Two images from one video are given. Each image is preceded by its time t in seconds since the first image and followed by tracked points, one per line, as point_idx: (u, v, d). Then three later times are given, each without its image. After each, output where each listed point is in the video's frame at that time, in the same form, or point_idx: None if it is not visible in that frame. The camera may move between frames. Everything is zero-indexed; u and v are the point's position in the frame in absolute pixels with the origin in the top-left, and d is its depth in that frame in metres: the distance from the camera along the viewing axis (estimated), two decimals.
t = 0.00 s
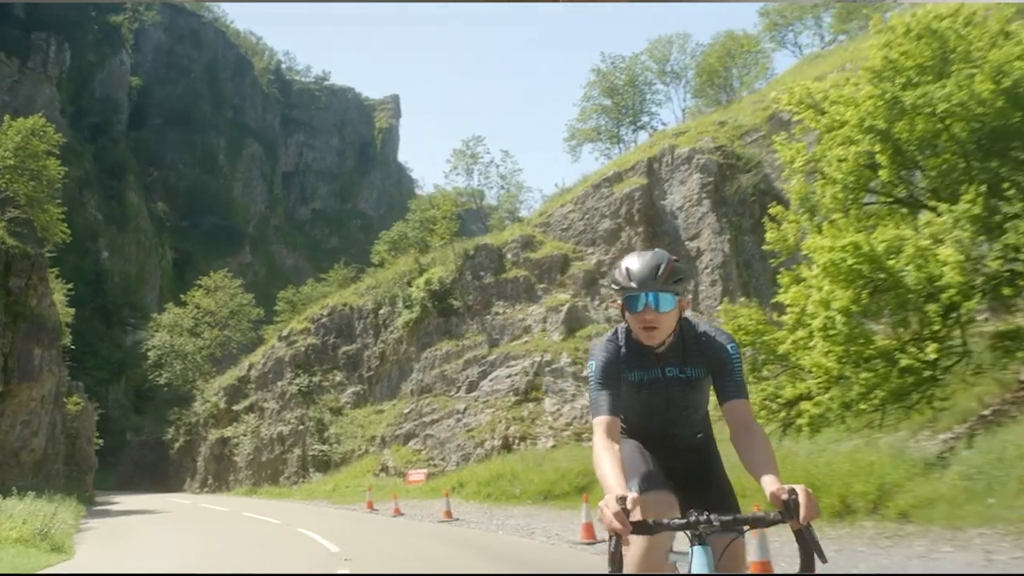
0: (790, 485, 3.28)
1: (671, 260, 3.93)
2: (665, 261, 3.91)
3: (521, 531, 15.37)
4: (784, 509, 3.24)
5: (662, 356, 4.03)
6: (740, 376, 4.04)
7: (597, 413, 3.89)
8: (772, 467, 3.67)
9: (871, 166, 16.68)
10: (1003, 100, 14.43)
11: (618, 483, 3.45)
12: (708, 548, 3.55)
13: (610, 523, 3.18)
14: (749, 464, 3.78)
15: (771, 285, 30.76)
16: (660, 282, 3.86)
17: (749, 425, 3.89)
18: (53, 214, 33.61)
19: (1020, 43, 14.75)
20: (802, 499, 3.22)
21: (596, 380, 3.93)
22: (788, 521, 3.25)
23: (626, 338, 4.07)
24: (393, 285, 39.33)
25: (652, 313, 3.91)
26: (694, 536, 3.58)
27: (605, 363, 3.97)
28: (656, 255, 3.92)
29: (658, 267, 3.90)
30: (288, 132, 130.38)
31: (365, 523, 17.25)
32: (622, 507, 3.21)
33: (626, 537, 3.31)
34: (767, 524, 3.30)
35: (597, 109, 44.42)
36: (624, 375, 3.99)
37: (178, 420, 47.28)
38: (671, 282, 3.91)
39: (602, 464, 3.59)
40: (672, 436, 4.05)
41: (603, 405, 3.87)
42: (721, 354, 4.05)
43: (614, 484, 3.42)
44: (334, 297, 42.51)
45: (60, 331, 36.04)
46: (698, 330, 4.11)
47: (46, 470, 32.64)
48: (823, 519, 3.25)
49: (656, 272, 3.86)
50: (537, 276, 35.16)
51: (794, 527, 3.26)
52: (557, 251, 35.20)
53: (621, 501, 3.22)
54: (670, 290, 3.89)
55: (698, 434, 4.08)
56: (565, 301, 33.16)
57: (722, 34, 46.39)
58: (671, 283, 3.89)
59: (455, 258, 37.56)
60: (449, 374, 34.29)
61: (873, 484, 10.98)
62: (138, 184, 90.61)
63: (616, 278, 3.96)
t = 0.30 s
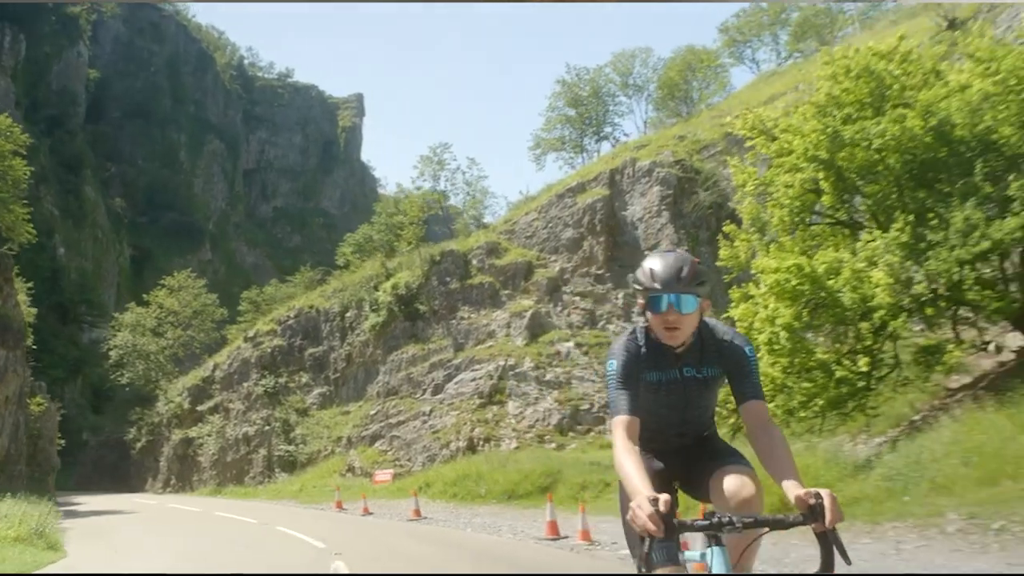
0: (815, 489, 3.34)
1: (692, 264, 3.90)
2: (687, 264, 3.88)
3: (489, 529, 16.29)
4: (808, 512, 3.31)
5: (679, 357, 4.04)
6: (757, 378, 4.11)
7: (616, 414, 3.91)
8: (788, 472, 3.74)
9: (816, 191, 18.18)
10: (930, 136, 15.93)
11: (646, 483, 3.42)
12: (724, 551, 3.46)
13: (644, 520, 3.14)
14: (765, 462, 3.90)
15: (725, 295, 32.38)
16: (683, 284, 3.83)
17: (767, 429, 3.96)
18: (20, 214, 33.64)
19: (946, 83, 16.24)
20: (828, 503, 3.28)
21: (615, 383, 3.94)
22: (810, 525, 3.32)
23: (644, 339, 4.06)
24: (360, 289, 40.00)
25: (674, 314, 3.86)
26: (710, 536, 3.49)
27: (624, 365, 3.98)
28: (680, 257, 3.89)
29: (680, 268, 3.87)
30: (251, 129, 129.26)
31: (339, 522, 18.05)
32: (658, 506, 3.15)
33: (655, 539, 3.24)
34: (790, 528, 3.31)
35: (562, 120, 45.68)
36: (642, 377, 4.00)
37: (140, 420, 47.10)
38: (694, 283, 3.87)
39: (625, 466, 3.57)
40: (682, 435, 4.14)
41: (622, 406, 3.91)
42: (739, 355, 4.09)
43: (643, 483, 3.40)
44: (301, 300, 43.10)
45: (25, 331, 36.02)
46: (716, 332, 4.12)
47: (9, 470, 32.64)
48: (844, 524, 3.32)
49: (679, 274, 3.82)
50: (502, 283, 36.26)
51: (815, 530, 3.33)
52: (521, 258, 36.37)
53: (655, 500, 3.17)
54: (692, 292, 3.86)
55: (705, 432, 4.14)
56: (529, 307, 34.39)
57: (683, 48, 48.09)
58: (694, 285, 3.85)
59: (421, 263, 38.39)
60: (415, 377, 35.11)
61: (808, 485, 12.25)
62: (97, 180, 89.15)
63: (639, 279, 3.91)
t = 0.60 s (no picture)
0: (828, 489, 3.69)
1: (736, 276, 4.40)
2: (731, 276, 4.38)
3: (460, 527, 17.27)
4: (824, 512, 3.66)
5: (706, 364, 4.55)
6: (776, 390, 4.64)
7: (640, 412, 4.42)
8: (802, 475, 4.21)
9: (767, 212, 19.62)
10: (870, 165, 17.88)
11: (663, 491, 3.86)
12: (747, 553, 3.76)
13: (666, 533, 3.59)
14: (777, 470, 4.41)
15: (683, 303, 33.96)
16: (726, 295, 4.33)
17: (782, 436, 4.46)
18: None
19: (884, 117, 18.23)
20: (843, 502, 3.61)
21: (645, 382, 4.46)
22: (826, 523, 3.66)
23: (675, 345, 4.57)
24: (327, 291, 40.61)
25: (714, 325, 4.37)
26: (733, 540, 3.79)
27: (654, 366, 4.49)
28: (726, 269, 4.38)
29: (724, 281, 4.36)
30: (213, 124, 127.81)
31: (316, 521, 18.79)
32: (674, 517, 3.62)
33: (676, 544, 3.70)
34: (806, 527, 3.65)
35: (528, 128, 46.72)
36: (668, 380, 4.50)
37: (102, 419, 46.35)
38: (736, 295, 4.37)
39: (645, 472, 4.02)
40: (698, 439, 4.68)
41: (645, 408, 4.42)
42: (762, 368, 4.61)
43: (660, 494, 3.82)
44: (268, 301, 43.52)
45: None
46: (744, 347, 4.64)
47: None
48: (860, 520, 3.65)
49: (726, 285, 4.32)
50: (468, 287, 37.25)
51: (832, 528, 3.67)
52: (487, 264, 37.44)
53: (673, 513, 3.63)
54: (732, 304, 4.34)
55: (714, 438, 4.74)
56: (494, 311, 35.48)
57: (646, 60, 49.49)
58: (737, 297, 4.36)
59: (389, 267, 39.10)
60: (382, 379, 35.88)
61: (752, 486, 13.58)
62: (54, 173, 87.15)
63: (682, 288, 4.41)
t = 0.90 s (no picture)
0: (840, 485, 3.76)
1: (702, 277, 4.27)
2: (696, 278, 4.25)
3: (426, 524, 18.30)
4: (837, 506, 3.72)
5: (704, 366, 4.55)
6: (781, 379, 4.54)
7: (647, 423, 4.48)
8: (819, 468, 4.13)
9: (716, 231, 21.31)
10: (810, 191, 19.51)
11: (673, 487, 3.90)
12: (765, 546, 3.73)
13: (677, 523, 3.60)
14: (798, 461, 4.28)
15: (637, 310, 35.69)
16: (694, 300, 4.23)
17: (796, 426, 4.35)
18: None
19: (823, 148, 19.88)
20: (856, 497, 3.71)
21: (644, 393, 4.53)
22: (841, 519, 3.74)
23: (669, 351, 4.57)
24: (290, 294, 41.27)
25: (692, 329, 4.31)
26: (750, 533, 3.76)
27: (650, 377, 4.53)
28: (689, 272, 4.26)
29: (690, 284, 4.25)
30: (167, 118, 125.70)
31: (288, 519, 19.58)
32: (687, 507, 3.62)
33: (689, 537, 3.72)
34: (821, 522, 3.72)
35: (490, 136, 47.87)
36: (669, 387, 4.54)
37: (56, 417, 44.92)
38: (707, 296, 4.28)
39: (656, 472, 4.07)
40: (716, 438, 4.68)
41: (651, 416, 4.46)
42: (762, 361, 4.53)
43: (672, 489, 3.85)
44: (229, 302, 43.86)
45: None
46: (739, 341, 4.57)
47: None
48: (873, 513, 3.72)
49: (690, 290, 4.22)
50: (430, 292, 38.24)
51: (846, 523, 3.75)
52: (449, 269, 38.49)
53: (685, 503, 3.63)
54: (704, 306, 4.26)
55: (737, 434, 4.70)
56: (455, 316, 36.55)
57: (605, 72, 51.09)
58: (708, 298, 4.26)
59: (352, 270, 39.87)
60: (344, 380, 36.68)
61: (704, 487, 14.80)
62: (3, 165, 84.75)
63: (653, 299, 4.33)
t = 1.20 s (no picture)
0: (864, 484, 3.49)
1: (749, 271, 3.93)
2: (744, 271, 3.90)
3: (392, 520, 19.17)
4: (860, 505, 3.45)
5: (729, 359, 4.10)
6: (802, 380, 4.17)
7: (667, 416, 3.96)
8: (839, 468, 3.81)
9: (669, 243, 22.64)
10: (756, 209, 20.94)
11: (701, 487, 3.46)
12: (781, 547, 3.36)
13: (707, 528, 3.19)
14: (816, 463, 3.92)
15: (592, 314, 37.07)
16: (740, 292, 3.86)
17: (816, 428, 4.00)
18: None
19: (768, 169, 21.26)
20: (879, 496, 3.44)
21: (667, 385, 4.02)
22: (864, 518, 3.47)
23: (696, 341, 4.12)
24: (250, 293, 41.75)
25: (730, 320, 3.92)
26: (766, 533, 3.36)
27: (676, 366, 4.04)
28: (737, 264, 3.91)
29: (738, 275, 3.89)
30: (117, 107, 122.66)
31: (256, 517, 20.20)
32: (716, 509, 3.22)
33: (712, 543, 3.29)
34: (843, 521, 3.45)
35: (451, 141, 48.63)
36: (692, 379, 4.05)
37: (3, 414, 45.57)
38: (751, 290, 3.90)
39: (680, 469, 3.60)
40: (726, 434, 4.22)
41: (673, 410, 3.96)
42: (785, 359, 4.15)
43: (699, 489, 3.43)
44: (188, 300, 43.92)
45: None
46: (763, 336, 4.18)
47: None
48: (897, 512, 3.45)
49: (740, 282, 3.85)
50: (390, 293, 38.95)
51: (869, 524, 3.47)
52: (410, 272, 39.26)
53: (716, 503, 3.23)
54: (748, 299, 3.89)
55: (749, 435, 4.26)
56: (415, 317, 37.34)
57: (565, 79, 52.24)
58: (751, 292, 3.88)
59: (314, 270, 40.40)
60: (305, 379, 37.25)
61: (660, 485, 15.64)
62: None
63: (696, 287, 3.94)
